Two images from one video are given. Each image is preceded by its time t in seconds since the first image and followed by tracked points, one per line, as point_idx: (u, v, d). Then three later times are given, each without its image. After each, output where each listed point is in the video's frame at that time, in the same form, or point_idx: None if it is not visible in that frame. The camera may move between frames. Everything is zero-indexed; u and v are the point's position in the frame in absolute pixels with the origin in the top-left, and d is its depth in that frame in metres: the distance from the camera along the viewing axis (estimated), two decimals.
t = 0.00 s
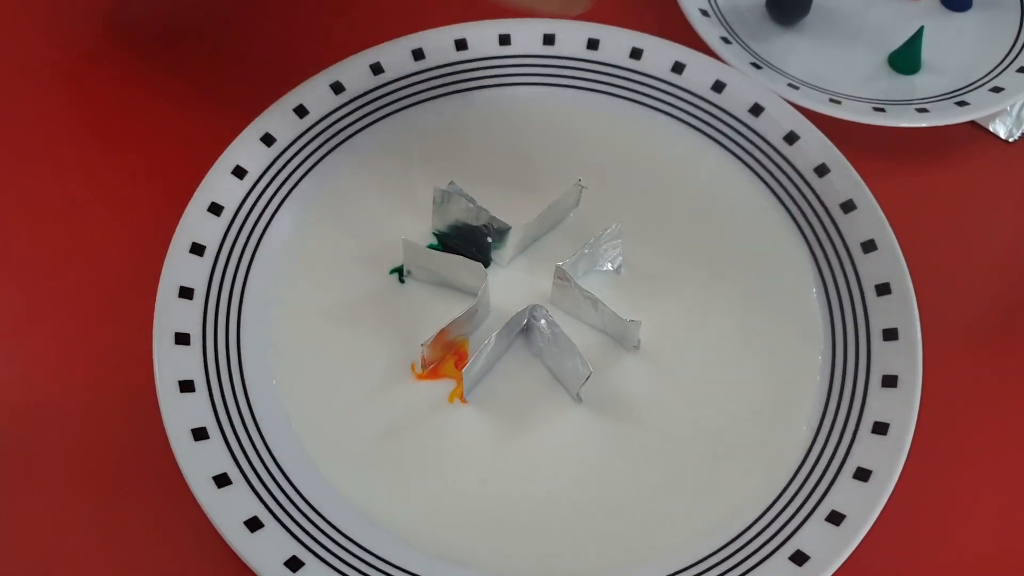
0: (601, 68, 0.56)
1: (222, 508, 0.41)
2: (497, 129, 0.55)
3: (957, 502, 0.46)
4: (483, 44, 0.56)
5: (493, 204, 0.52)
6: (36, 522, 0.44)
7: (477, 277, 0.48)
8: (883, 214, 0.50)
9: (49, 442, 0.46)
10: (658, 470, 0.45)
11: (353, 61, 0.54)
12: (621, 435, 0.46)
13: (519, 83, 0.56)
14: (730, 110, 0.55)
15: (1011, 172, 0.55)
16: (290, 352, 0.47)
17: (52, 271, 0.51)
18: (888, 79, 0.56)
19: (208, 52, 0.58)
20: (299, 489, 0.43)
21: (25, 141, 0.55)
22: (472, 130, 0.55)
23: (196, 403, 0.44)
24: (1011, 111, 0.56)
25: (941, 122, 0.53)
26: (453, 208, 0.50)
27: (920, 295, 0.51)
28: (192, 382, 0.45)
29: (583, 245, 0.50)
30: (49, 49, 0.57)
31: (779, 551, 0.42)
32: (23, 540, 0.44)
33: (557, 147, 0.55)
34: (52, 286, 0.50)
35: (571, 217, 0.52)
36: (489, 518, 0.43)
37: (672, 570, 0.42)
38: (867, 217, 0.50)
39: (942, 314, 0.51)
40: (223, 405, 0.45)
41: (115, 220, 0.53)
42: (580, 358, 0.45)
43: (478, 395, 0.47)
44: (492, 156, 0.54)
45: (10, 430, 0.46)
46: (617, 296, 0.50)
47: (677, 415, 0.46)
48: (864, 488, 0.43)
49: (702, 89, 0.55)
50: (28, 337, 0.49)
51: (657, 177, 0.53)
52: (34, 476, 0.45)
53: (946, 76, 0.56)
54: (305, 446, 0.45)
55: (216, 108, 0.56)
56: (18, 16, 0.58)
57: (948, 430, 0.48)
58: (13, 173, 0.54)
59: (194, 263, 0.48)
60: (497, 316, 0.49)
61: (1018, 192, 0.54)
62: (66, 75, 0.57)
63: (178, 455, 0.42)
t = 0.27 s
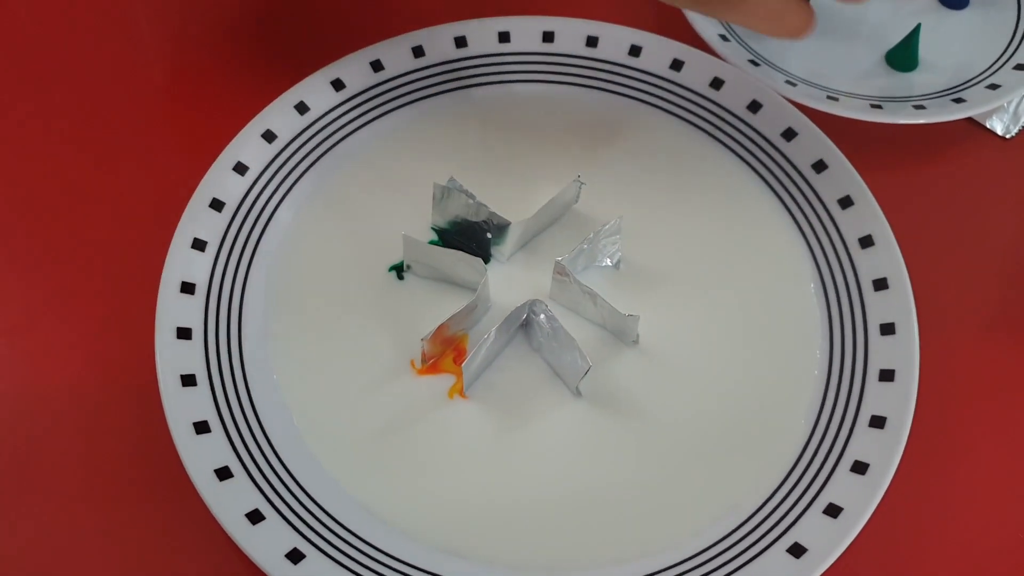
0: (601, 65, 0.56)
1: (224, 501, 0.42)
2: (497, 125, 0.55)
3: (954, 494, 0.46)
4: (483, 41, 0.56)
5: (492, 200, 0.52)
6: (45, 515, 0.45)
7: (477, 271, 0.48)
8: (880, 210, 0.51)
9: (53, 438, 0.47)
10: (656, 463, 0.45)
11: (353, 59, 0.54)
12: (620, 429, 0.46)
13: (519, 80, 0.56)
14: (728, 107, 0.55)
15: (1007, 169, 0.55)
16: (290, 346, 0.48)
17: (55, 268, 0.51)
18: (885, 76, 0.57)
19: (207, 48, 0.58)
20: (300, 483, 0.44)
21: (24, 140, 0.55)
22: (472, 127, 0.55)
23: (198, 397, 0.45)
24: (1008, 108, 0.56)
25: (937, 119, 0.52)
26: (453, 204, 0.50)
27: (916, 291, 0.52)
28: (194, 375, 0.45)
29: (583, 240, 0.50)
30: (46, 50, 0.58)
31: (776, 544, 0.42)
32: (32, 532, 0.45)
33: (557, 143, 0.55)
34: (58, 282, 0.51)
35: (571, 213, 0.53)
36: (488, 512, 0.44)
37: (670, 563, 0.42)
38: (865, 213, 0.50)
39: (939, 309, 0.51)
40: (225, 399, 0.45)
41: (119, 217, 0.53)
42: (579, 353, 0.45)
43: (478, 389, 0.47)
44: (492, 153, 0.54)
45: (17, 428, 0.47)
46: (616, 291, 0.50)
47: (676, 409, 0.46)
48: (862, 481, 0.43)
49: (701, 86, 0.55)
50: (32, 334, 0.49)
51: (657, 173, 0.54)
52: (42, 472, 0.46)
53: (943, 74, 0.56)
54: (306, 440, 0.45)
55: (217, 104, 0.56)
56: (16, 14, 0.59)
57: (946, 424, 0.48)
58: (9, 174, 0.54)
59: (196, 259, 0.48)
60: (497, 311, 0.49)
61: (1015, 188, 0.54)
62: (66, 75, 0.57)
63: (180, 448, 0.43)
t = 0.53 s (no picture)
0: (600, 63, 0.56)
1: (224, 497, 0.42)
2: (497, 123, 0.55)
3: (954, 491, 0.47)
4: (483, 39, 0.56)
5: (493, 198, 0.53)
6: (45, 512, 0.45)
7: (477, 268, 0.48)
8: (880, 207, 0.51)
9: (55, 435, 0.47)
10: (657, 460, 0.45)
11: (353, 57, 0.54)
12: (620, 425, 0.46)
13: (519, 78, 0.57)
14: (727, 104, 0.55)
15: (1007, 166, 0.55)
16: (291, 343, 0.48)
17: (57, 267, 0.52)
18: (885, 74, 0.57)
19: (213, 52, 0.59)
20: (300, 479, 0.44)
21: (25, 139, 0.55)
22: (472, 124, 0.55)
23: (198, 393, 0.45)
24: (1008, 105, 0.56)
25: (937, 115, 0.52)
26: (453, 201, 0.51)
27: (915, 289, 0.52)
28: (195, 372, 0.45)
29: (582, 237, 0.50)
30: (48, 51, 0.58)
31: (776, 539, 0.42)
32: (32, 529, 0.45)
33: (557, 141, 0.55)
34: (60, 281, 0.51)
35: (571, 210, 0.53)
36: (488, 507, 0.44)
37: (670, 559, 0.42)
38: (864, 209, 0.50)
39: (939, 306, 0.51)
40: (225, 395, 0.45)
41: (121, 216, 0.53)
42: (579, 349, 0.46)
43: (478, 386, 0.47)
44: (492, 151, 0.54)
45: (17, 425, 0.47)
46: (616, 287, 0.50)
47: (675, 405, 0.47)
48: (861, 476, 0.43)
49: (701, 84, 0.55)
50: (33, 331, 0.49)
51: (657, 170, 0.54)
52: (42, 469, 0.46)
53: (942, 72, 0.56)
54: (307, 436, 0.45)
55: (220, 107, 0.57)
56: (18, 16, 0.59)
57: (945, 420, 0.48)
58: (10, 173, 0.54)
59: (196, 256, 0.49)
60: (497, 308, 0.49)
61: (1015, 185, 0.54)
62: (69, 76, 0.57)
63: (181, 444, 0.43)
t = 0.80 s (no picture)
0: (598, 62, 0.57)
1: (221, 494, 0.42)
2: (494, 123, 0.55)
3: (949, 489, 0.47)
4: (481, 39, 0.57)
5: (490, 197, 0.53)
6: (43, 509, 0.45)
7: (475, 267, 0.48)
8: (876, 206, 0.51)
9: (52, 433, 0.47)
10: (654, 458, 0.45)
11: (351, 56, 0.54)
12: (617, 424, 0.46)
13: (516, 77, 0.57)
14: (724, 104, 0.55)
15: (1004, 164, 0.55)
16: (289, 341, 0.48)
17: (55, 265, 0.52)
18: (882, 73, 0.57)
19: (212, 53, 0.59)
20: (298, 477, 0.44)
21: (24, 138, 0.55)
22: (470, 124, 0.55)
23: (196, 391, 0.45)
24: (1005, 104, 0.56)
25: (934, 115, 0.52)
26: (451, 199, 0.51)
27: (912, 287, 0.52)
28: (192, 370, 0.45)
29: (579, 236, 0.50)
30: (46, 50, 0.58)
31: (771, 537, 0.42)
32: (30, 526, 0.45)
33: (554, 140, 0.55)
34: (57, 279, 0.51)
35: (568, 209, 0.53)
36: (486, 505, 0.44)
37: (667, 557, 0.42)
38: (860, 208, 0.50)
39: (936, 305, 0.51)
40: (223, 393, 0.45)
41: (119, 215, 0.54)
42: (576, 347, 0.46)
43: (476, 384, 0.47)
44: (490, 150, 0.55)
45: (16, 423, 0.47)
46: (613, 287, 0.50)
47: (672, 405, 0.47)
48: (857, 474, 0.43)
49: (698, 83, 0.55)
50: (32, 330, 0.50)
51: (654, 170, 0.54)
52: (40, 467, 0.46)
53: (939, 73, 0.57)
54: (304, 434, 0.45)
55: (219, 107, 0.58)
56: (16, 16, 0.59)
57: (942, 418, 0.48)
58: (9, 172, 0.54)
59: (194, 255, 0.49)
60: (495, 307, 0.50)
61: (1011, 184, 0.55)
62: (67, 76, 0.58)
63: (178, 442, 0.43)
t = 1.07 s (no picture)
0: (601, 63, 0.57)
1: (227, 491, 0.42)
2: (498, 123, 0.56)
3: (950, 487, 0.47)
4: (484, 40, 0.57)
5: (493, 197, 0.53)
6: (50, 506, 0.46)
7: (478, 266, 0.49)
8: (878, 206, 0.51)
9: (59, 431, 0.47)
10: (656, 455, 0.45)
11: (355, 57, 0.55)
12: (619, 422, 0.46)
13: (519, 78, 0.57)
14: (726, 104, 0.55)
15: (1005, 164, 0.55)
16: (294, 339, 0.48)
17: (62, 264, 0.52)
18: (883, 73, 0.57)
19: (217, 53, 0.60)
20: (303, 474, 0.44)
21: (30, 138, 0.56)
22: (473, 124, 0.56)
23: (202, 389, 0.45)
24: (1006, 105, 0.56)
25: (935, 115, 0.52)
26: (454, 199, 0.51)
27: (913, 287, 0.52)
28: (198, 368, 0.46)
29: (582, 236, 0.50)
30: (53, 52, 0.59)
31: (773, 535, 0.42)
32: (37, 523, 0.45)
33: (557, 140, 0.55)
34: (64, 278, 0.52)
35: (571, 209, 0.53)
36: (489, 502, 0.44)
37: (669, 554, 0.43)
38: (861, 208, 0.51)
39: (938, 304, 0.52)
40: (228, 391, 0.46)
41: (125, 215, 0.54)
42: (579, 346, 0.46)
43: (479, 383, 0.48)
44: (493, 150, 0.55)
45: (23, 421, 0.48)
46: (616, 286, 0.50)
47: (675, 403, 0.47)
48: (858, 472, 0.43)
49: (700, 83, 0.56)
50: (39, 328, 0.50)
51: (657, 170, 0.54)
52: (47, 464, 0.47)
53: (940, 73, 0.57)
54: (309, 432, 0.46)
55: (224, 108, 0.58)
56: (23, 18, 0.60)
57: (943, 416, 0.49)
58: (16, 172, 0.55)
59: (200, 254, 0.49)
60: (498, 305, 0.50)
61: (1012, 184, 0.55)
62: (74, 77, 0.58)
63: (184, 439, 0.43)
